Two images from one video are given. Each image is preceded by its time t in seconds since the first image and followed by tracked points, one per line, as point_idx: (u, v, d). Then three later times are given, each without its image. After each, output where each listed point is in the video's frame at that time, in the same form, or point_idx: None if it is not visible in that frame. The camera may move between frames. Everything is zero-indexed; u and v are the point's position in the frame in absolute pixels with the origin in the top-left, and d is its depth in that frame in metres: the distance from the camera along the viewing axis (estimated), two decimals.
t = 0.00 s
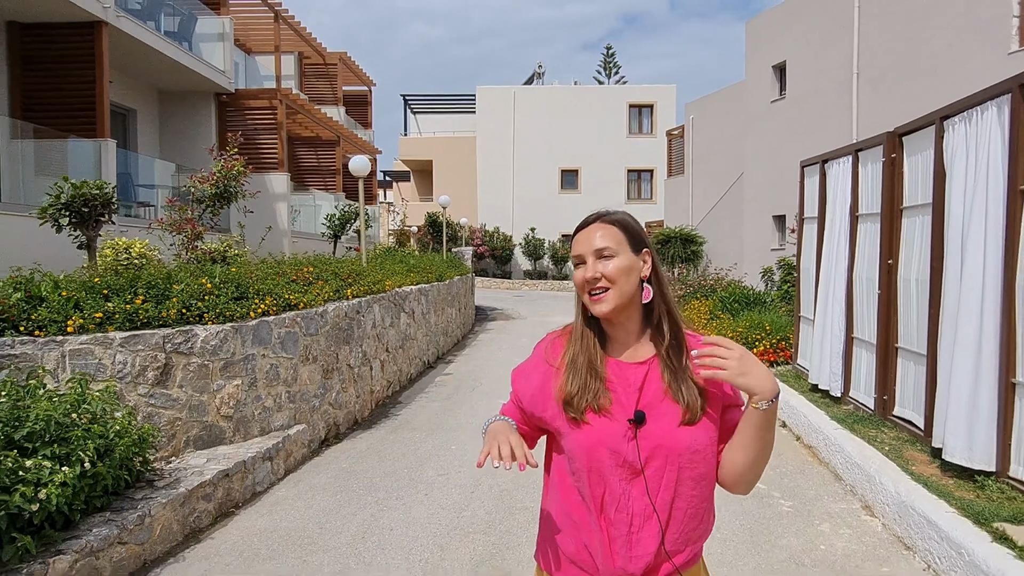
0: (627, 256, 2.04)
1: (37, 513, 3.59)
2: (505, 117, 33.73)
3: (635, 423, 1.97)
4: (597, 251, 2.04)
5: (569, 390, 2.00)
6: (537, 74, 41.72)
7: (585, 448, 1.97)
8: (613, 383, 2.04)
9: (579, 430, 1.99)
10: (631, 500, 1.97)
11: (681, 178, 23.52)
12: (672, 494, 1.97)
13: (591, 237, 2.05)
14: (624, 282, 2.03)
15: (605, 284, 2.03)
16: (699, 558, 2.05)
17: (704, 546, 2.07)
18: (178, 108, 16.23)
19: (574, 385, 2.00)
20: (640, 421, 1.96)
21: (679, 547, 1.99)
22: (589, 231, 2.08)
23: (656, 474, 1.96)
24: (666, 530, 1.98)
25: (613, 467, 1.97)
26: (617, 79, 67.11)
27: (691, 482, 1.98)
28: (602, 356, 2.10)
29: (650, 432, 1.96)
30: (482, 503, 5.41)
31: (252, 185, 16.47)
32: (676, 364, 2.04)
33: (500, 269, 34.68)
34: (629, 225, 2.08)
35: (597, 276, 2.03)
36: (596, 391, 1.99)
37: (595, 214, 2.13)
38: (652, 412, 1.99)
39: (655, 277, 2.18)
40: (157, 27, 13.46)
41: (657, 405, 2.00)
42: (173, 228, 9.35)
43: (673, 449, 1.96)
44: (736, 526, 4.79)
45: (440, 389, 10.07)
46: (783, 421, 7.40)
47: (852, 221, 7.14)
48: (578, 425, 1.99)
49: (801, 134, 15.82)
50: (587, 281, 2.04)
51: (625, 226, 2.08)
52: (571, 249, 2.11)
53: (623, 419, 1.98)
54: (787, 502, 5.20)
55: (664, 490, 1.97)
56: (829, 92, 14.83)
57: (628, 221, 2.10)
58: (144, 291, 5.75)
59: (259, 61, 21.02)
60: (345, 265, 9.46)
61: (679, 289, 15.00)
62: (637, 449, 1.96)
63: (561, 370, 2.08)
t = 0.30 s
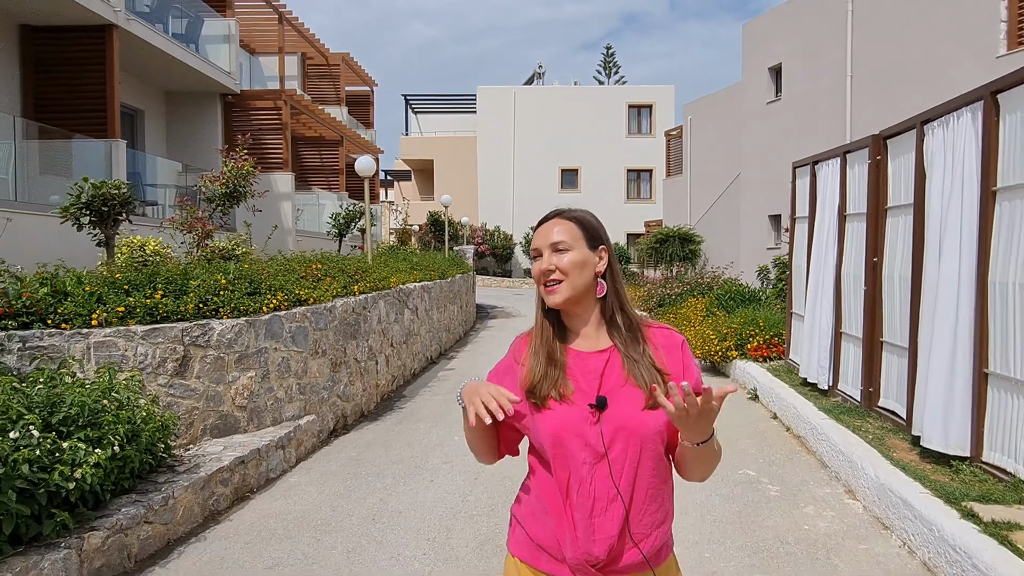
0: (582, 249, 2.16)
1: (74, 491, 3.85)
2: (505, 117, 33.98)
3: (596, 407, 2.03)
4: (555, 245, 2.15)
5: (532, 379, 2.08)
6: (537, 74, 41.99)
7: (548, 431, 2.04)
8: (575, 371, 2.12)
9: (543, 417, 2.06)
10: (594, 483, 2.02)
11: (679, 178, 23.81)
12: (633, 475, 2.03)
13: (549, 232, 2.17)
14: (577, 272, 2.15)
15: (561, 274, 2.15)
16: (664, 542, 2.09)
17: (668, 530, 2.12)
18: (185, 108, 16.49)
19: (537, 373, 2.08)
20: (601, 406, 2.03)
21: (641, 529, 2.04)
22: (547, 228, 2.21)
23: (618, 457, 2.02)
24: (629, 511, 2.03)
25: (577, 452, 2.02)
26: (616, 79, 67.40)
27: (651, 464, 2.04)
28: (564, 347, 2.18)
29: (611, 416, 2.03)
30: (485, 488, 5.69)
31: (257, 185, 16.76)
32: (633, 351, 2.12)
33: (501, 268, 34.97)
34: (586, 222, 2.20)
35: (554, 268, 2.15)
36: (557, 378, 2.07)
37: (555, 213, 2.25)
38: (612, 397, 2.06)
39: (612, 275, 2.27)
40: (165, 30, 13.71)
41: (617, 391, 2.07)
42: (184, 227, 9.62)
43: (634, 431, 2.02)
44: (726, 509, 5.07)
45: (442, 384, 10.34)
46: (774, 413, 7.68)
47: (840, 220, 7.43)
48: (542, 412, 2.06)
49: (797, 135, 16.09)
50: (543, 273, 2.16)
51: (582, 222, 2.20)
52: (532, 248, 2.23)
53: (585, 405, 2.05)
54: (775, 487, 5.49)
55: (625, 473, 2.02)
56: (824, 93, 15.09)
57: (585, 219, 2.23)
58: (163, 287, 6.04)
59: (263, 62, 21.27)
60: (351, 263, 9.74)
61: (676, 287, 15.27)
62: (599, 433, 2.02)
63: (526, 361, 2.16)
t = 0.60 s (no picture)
0: (564, 255, 2.14)
1: (109, 482, 4.11)
2: (506, 120, 34.26)
3: (559, 410, 2.02)
4: (537, 248, 2.15)
5: (503, 380, 2.10)
6: (538, 78, 42.29)
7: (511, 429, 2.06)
8: (542, 374, 2.10)
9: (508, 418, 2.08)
10: (554, 484, 2.01)
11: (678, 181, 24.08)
12: (593, 477, 1.99)
13: (535, 235, 2.16)
14: (557, 277, 2.13)
15: (540, 278, 2.14)
16: (629, 542, 2.05)
17: (635, 531, 2.06)
18: (191, 114, 16.77)
19: (506, 377, 2.10)
20: (564, 409, 2.01)
21: (601, 529, 2.01)
22: (530, 230, 2.21)
23: (577, 459, 1.99)
24: (589, 511, 2.01)
25: (537, 453, 2.02)
26: (616, 82, 67.86)
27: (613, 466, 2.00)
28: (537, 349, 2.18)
29: (571, 418, 2.01)
30: (492, 482, 5.94)
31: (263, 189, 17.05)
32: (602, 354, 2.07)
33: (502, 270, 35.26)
34: (569, 228, 2.19)
35: (532, 271, 2.15)
36: (523, 382, 2.08)
37: (542, 216, 2.23)
38: (576, 399, 2.03)
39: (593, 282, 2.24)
40: (174, 38, 13.96)
41: (582, 392, 2.04)
42: (196, 231, 9.89)
43: (594, 434, 1.99)
44: (721, 502, 5.33)
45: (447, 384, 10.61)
46: (769, 412, 7.95)
47: (833, 225, 7.70)
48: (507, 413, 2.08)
49: (794, 139, 16.35)
50: (525, 274, 2.16)
51: (569, 226, 2.19)
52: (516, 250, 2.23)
53: (549, 408, 2.04)
54: (768, 481, 5.75)
55: (584, 477, 1.99)
56: (821, 99, 15.36)
57: (569, 224, 2.21)
58: (182, 292, 6.32)
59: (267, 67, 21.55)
60: (358, 267, 10.01)
61: (675, 290, 15.53)
62: (560, 435, 2.01)
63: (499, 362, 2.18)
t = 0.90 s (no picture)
0: (570, 264, 2.12)
1: (143, 471, 4.37)
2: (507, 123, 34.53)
3: (544, 415, 2.04)
4: (543, 258, 2.13)
5: (498, 384, 2.16)
6: (538, 81, 42.59)
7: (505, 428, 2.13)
8: (535, 379, 2.13)
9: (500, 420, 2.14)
10: (538, 485, 2.06)
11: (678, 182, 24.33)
12: (573, 480, 2.01)
13: (544, 243, 2.13)
14: (561, 286, 2.11)
15: (547, 287, 2.12)
16: (612, 544, 2.04)
17: (619, 533, 2.05)
18: (198, 119, 17.02)
19: (501, 381, 2.16)
20: (548, 414, 2.03)
21: (579, 531, 2.03)
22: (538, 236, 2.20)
23: (558, 463, 2.02)
24: (568, 512, 2.03)
25: (522, 454, 2.06)
26: (615, 84, 68.23)
27: (593, 471, 2.00)
28: (536, 354, 2.20)
29: (555, 424, 2.03)
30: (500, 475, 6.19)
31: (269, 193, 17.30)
32: (593, 362, 2.05)
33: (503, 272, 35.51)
34: (574, 238, 2.15)
35: (538, 281, 2.13)
36: (516, 386, 2.12)
37: (553, 222, 2.21)
38: (562, 405, 2.05)
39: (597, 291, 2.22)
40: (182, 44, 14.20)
41: (568, 399, 2.05)
42: (209, 235, 10.14)
43: (574, 440, 2.00)
44: (721, 492, 5.57)
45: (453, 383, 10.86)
46: (767, 408, 8.20)
47: (828, 227, 7.96)
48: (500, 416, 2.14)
49: (792, 142, 16.61)
50: (529, 281, 2.16)
51: (576, 236, 2.16)
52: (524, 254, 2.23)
53: (536, 412, 2.07)
54: (765, 473, 6.00)
55: (565, 480, 2.01)
56: (818, 102, 15.62)
57: (576, 233, 2.18)
58: (202, 293, 6.57)
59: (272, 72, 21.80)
60: (366, 269, 10.28)
61: (675, 290, 15.78)
62: (544, 439, 2.04)
63: (499, 365, 2.22)
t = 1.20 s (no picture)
0: (599, 271, 2.19)
1: (174, 468, 4.63)
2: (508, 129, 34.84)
3: (557, 418, 2.05)
4: (573, 262, 2.19)
5: (511, 386, 2.16)
6: (539, 87, 42.94)
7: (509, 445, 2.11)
8: (549, 381, 2.14)
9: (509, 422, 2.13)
10: (545, 488, 2.06)
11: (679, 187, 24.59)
12: (583, 486, 2.02)
13: (571, 249, 2.20)
14: (591, 290, 2.17)
15: (578, 289, 2.17)
16: (616, 556, 2.04)
17: (623, 546, 2.05)
18: (206, 128, 17.30)
19: (514, 384, 2.17)
20: (562, 417, 2.04)
21: (585, 538, 2.03)
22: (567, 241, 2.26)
23: (569, 468, 2.02)
24: (575, 518, 2.03)
25: (532, 457, 2.06)
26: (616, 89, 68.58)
27: (604, 479, 2.01)
28: (551, 358, 2.22)
29: (568, 428, 2.03)
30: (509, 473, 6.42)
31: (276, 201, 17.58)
32: (609, 369, 2.08)
33: (505, 277, 35.76)
34: (602, 245, 2.22)
35: (567, 283, 2.17)
36: (528, 388, 2.12)
37: (579, 231, 2.28)
38: (577, 409, 2.06)
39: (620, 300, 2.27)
40: (192, 55, 14.48)
41: (583, 403, 2.06)
42: (223, 242, 10.41)
43: (587, 444, 2.00)
44: (721, 487, 5.81)
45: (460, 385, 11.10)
46: (767, 408, 8.44)
47: (825, 231, 8.20)
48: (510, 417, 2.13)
49: (791, 147, 16.85)
50: (555, 285, 2.20)
51: (602, 243, 2.23)
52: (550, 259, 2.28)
53: (549, 415, 2.07)
54: (764, 469, 6.24)
55: (574, 486, 2.02)
56: (816, 108, 15.87)
57: (604, 241, 2.25)
58: (221, 299, 6.84)
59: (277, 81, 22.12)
60: (375, 275, 10.55)
61: (677, 294, 16.03)
62: (555, 443, 2.03)
63: (513, 369, 2.23)
